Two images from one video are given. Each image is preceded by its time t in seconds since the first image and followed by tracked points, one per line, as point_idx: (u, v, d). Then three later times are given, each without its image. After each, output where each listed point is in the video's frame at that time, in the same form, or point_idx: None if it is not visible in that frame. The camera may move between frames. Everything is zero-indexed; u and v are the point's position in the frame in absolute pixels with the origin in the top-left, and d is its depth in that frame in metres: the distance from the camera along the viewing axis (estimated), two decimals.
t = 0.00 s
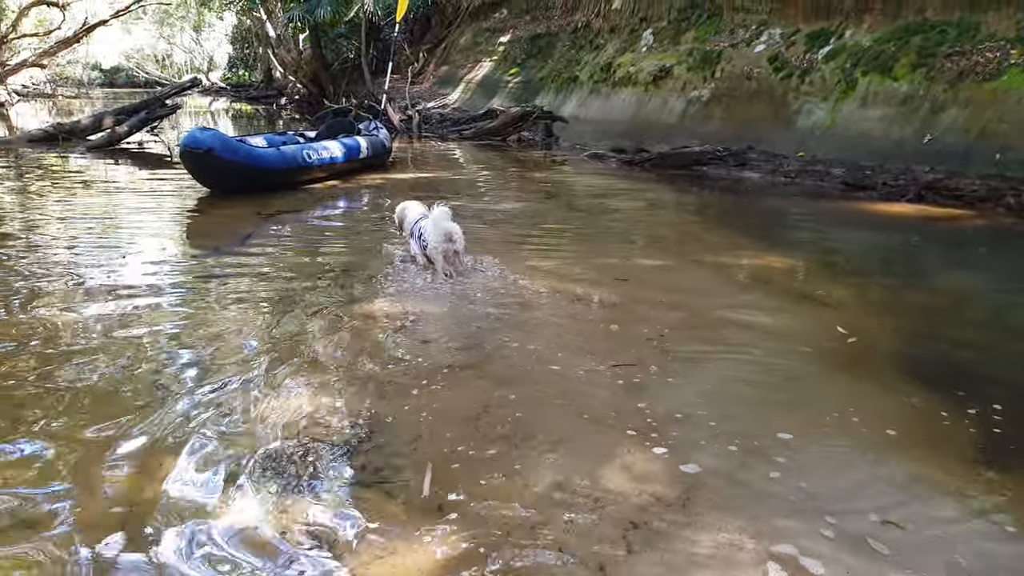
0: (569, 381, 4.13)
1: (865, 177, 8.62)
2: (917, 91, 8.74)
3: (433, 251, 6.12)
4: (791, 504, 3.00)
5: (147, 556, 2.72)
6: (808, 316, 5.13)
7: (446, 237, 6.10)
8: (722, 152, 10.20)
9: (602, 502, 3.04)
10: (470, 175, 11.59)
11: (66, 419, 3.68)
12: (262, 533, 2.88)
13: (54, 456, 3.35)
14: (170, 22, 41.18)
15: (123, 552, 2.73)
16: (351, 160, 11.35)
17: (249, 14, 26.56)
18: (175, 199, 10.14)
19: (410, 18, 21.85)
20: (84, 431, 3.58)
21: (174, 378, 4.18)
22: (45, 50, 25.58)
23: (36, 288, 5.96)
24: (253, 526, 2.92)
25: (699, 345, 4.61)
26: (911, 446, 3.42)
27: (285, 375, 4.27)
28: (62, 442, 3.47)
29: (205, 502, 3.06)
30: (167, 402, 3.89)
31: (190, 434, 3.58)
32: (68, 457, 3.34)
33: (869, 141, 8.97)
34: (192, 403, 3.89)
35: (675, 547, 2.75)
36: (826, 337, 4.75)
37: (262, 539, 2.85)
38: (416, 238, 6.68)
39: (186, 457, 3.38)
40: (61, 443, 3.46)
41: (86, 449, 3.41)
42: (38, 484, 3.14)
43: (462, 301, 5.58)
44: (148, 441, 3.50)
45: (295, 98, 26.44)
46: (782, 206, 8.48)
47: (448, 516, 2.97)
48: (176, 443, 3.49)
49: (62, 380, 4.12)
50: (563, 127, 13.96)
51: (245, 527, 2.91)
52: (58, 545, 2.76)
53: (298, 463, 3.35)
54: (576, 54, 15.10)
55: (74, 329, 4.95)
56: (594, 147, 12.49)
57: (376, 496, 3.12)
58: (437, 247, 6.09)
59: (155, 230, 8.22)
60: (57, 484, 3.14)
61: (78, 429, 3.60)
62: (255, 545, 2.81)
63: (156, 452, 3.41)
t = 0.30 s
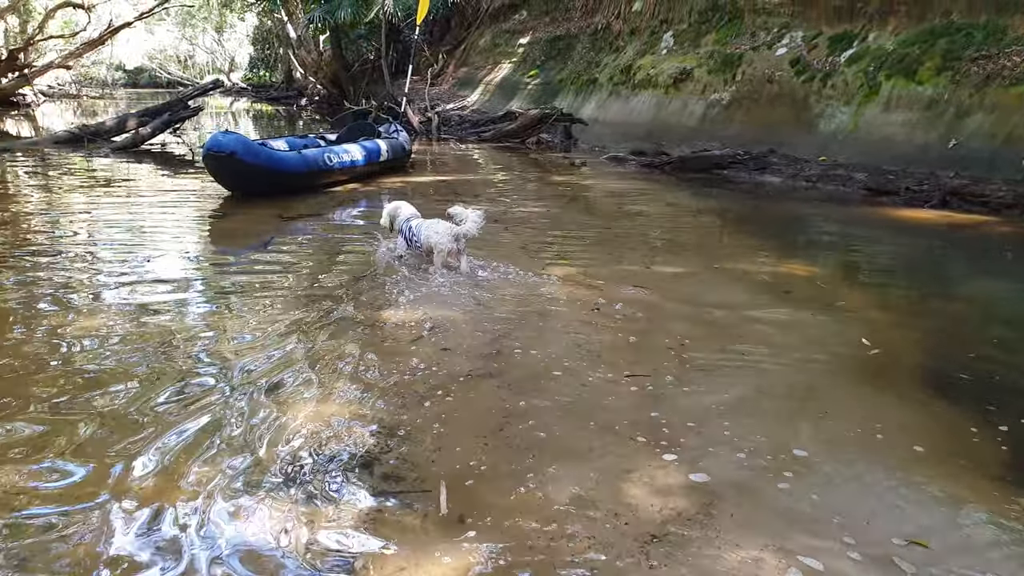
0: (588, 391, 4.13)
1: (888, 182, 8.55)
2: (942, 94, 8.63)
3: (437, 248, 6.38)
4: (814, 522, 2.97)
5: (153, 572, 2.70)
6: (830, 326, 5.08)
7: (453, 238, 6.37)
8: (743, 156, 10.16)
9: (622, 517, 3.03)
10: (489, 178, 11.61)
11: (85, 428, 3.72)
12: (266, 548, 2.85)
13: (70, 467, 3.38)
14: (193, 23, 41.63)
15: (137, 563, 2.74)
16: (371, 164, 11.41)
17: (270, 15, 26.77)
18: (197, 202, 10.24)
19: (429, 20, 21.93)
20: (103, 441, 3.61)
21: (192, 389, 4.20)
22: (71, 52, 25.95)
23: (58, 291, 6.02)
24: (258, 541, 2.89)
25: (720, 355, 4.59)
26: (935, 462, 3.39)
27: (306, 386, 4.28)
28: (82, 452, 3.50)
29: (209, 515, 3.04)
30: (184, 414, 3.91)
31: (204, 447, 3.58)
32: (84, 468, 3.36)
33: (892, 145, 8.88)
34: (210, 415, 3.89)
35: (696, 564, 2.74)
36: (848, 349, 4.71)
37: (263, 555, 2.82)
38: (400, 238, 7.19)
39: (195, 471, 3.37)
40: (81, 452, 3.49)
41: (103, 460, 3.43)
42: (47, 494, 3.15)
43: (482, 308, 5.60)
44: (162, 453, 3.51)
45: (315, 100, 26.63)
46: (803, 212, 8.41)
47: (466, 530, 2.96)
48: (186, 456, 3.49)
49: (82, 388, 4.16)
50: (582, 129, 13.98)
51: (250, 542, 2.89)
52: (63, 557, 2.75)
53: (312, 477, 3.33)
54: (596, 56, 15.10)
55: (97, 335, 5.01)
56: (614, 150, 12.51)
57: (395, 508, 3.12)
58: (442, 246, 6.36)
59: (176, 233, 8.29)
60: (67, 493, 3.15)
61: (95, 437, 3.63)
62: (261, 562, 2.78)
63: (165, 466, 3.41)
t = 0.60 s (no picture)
0: (614, 400, 4.11)
1: (916, 187, 8.48)
2: (972, 98, 8.43)
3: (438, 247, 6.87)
4: (842, 538, 2.94)
5: None
6: (858, 336, 5.03)
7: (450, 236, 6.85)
8: (769, 159, 10.10)
9: (648, 529, 3.02)
10: (512, 180, 11.63)
11: (109, 429, 3.76)
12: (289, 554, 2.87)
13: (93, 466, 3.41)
14: (218, 24, 42.07)
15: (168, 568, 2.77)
16: (395, 166, 11.48)
17: (295, 17, 27.00)
18: (222, 203, 10.35)
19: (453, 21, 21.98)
20: (127, 442, 3.65)
21: (214, 391, 4.24)
22: (100, 53, 26.36)
23: (85, 290, 6.10)
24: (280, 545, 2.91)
25: (746, 365, 4.56)
26: (966, 479, 3.34)
27: (328, 392, 4.31)
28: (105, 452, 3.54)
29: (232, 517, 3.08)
30: (206, 417, 3.94)
31: (226, 451, 3.62)
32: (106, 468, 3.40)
33: (921, 150, 8.75)
34: (232, 419, 3.93)
35: None
36: (876, 360, 4.66)
37: (284, 560, 2.84)
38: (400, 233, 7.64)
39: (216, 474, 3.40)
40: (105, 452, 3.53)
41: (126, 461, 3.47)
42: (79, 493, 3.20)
43: (505, 313, 5.61)
44: (183, 456, 3.54)
45: (339, 100, 26.82)
46: (829, 217, 8.33)
47: (492, 540, 2.96)
48: (210, 460, 3.52)
49: (109, 387, 4.21)
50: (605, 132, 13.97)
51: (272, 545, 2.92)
52: (94, 558, 2.80)
53: (337, 484, 3.35)
54: (619, 58, 15.05)
55: (124, 335, 5.07)
56: (637, 153, 12.51)
57: (420, 516, 3.13)
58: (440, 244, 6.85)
59: (201, 234, 8.38)
60: (99, 492, 3.20)
61: (125, 437, 3.68)
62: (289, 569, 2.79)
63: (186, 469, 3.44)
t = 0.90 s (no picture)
0: (643, 410, 4.09)
1: (950, 192, 8.31)
2: (1009, 101, 8.21)
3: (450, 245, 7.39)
4: (876, 556, 2.90)
5: None
6: (891, 346, 4.96)
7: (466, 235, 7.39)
8: (797, 162, 10.00)
9: (677, 542, 3.00)
10: (538, 183, 11.62)
11: (138, 433, 3.83)
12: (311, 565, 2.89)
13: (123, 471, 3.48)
14: (246, 25, 42.51)
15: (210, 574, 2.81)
16: (421, 169, 11.52)
17: (322, 18, 27.22)
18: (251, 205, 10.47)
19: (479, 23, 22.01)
20: (155, 446, 3.71)
21: (242, 397, 4.29)
22: (132, 55, 26.77)
23: (116, 293, 6.21)
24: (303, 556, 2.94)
25: (776, 376, 4.51)
26: (1004, 498, 3.27)
27: (358, 399, 4.34)
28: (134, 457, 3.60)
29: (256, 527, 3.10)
30: (235, 423, 3.99)
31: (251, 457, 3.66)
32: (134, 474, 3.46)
33: (955, 154, 8.56)
34: (261, 425, 3.97)
35: None
36: (909, 371, 4.58)
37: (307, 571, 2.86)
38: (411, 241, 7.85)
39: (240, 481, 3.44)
40: (134, 457, 3.59)
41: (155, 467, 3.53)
42: (123, 500, 3.26)
43: (533, 319, 5.61)
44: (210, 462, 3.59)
45: (365, 101, 26.99)
46: (859, 222, 8.22)
47: (523, 550, 2.95)
48: (246, 468, 3.56)
49: (139, 393, 4.28)
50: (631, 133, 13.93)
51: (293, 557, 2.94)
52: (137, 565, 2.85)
53: (365, 493, 3.36)
54: (645, 60, 14.97)
55: (155, 339, 5.15)
56: (664, 155, 12.45)
57: (450, 526, 3.12)
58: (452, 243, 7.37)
59: (230, 236, 8.49)
60: (142, 499, 3.26)
61: (164, 443, 3.74)
62: None
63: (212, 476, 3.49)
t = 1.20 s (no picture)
0: (676, 421, 4.08)
1: (988, 198, 8.22)
2: None
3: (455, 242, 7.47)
4: None
5: None
6: (928, 358, 4.88)
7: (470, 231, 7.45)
8: (830, 166, 9.88)
9: (711, 557, 2.99)
10: (567, 185, 11.61)
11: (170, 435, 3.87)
12: (344, 570, 2.90)
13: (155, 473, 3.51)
14: (277, 26, 42.96)
15: None
16: (450, 171, 11.57)
17: (353, 19, 27.41)
18: (282, 207, 10.58)
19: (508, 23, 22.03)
20: (188, 449, 3.75)
21: (273, 402, 4.33)
22: (165, 56, 27.16)
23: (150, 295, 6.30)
24: (335, 562, 2.93)
25: (810, 388, 4.46)
26: None
27: (391, 405, 4.37)
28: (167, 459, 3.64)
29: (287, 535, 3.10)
30: (268, 428, 4.04)
31: (282, 462, 3.69)
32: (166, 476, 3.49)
33: (995, 158, 8.36)
34: (294, 430, 4.02)
35: None
36: (948, 383, 4.51)
37: None
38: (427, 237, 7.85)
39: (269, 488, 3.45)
40: (168, 459, 3.64)
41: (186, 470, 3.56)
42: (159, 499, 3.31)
43: (563, 325, 5.61)
44: (241, 467, 3.62)
45: (394, 102, 27.15)
46: (894, 228, 8.10)
47: (556, 561, 2.95)
48: (279, 472, 3.60)
49: (171, 394, 4.34)
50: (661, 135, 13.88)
51: (324, 566, 2.93)
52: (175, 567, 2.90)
53: (399, 501, 3.36)
54: (676, 61, 14.88)
55: (188, 342, 5.22)
56: (694, 158, 12.39)
57: (485, 535, 3.12)
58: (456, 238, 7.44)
59: (261, 238, 8.58)
60: (178, 500, 3.31)
61: (199, 446, 3.79)
62: None
63: (243, 481, 3.50)
